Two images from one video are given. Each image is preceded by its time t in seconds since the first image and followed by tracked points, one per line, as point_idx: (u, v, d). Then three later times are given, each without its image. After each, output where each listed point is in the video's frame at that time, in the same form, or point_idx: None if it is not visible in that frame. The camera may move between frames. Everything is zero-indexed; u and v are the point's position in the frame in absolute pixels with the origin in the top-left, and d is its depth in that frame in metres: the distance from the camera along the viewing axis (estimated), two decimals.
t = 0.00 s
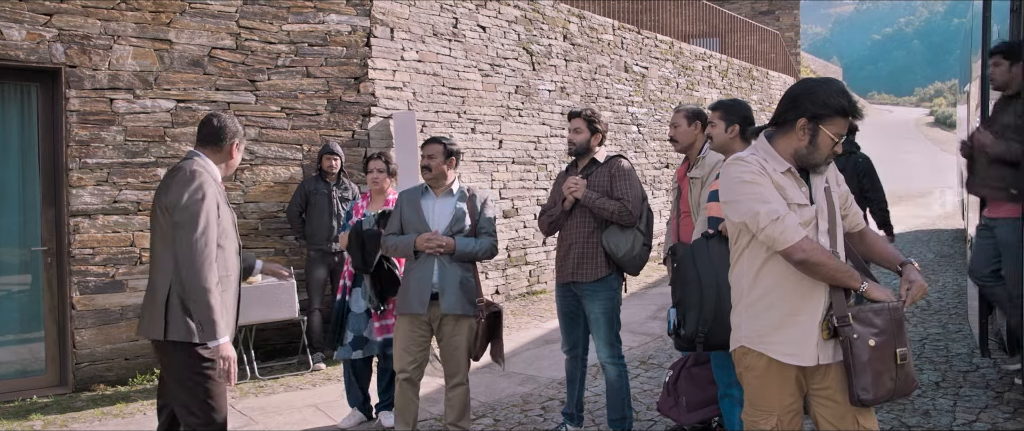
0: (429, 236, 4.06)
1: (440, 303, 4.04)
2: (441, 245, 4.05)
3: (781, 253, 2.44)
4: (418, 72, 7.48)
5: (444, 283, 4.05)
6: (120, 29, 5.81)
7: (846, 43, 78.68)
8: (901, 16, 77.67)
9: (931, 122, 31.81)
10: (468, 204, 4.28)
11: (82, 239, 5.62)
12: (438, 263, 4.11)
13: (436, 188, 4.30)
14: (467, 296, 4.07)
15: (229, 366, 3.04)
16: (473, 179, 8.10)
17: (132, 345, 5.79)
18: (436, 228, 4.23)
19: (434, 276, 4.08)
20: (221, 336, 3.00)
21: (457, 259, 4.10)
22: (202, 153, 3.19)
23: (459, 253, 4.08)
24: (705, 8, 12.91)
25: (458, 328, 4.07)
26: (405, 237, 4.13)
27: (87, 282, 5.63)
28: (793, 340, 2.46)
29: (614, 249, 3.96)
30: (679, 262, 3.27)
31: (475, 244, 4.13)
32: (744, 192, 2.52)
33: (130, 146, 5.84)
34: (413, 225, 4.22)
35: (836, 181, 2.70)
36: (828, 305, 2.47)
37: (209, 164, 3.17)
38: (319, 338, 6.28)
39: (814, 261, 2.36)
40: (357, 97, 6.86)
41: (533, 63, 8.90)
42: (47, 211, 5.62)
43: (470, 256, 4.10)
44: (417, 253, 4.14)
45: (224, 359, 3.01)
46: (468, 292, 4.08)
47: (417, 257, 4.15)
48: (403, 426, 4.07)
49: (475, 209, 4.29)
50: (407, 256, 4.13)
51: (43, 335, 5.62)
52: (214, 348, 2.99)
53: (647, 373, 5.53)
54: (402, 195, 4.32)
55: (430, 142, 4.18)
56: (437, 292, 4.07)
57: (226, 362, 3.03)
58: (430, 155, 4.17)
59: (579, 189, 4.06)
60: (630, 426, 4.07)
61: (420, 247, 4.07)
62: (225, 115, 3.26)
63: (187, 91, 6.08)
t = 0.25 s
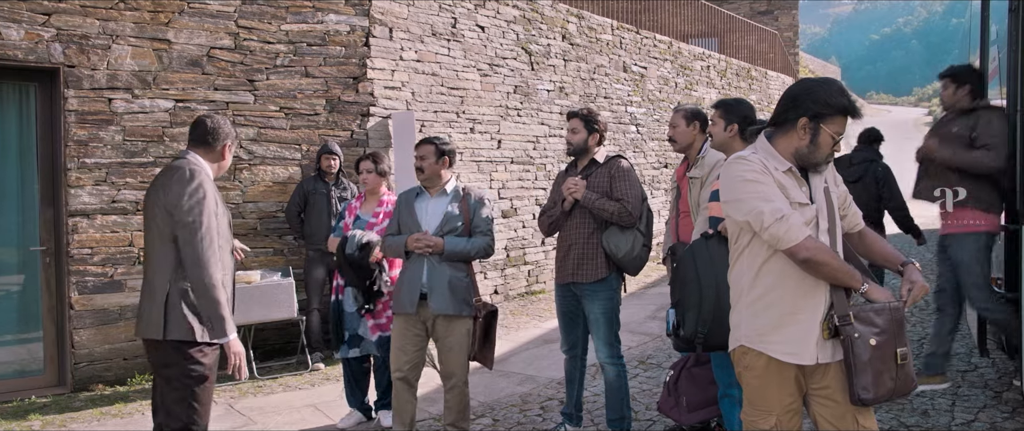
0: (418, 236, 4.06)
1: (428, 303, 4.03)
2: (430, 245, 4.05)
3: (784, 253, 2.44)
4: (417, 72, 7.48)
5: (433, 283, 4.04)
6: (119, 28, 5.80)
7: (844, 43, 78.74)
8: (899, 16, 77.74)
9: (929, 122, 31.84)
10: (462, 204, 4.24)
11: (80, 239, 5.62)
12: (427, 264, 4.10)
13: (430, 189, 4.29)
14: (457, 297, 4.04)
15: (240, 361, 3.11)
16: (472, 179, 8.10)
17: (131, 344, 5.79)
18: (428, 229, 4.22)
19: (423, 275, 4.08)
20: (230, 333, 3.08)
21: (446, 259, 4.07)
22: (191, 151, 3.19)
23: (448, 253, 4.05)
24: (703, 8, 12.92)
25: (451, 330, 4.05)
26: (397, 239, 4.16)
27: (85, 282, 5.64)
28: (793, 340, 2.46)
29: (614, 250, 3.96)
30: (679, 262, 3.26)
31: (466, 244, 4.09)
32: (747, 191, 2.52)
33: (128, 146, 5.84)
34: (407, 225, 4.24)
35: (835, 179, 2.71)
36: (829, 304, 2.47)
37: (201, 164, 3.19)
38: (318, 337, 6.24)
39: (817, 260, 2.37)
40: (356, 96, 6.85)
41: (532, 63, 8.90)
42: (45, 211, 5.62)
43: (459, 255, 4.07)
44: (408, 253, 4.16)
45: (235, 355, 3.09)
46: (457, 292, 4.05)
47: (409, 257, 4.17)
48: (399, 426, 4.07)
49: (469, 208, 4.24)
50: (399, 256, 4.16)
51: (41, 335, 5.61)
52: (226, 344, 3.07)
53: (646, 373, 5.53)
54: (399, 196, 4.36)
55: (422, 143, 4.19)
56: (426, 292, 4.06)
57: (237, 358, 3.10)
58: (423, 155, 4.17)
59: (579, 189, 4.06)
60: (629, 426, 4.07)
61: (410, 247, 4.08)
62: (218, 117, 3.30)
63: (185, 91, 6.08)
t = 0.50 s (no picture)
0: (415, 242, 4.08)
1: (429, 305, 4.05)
2: (425, 252, 4.04)
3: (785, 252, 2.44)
4: (415, 72, 7.48)
5: (433, 288, 4.03)
6: (117, 28, 5.80)
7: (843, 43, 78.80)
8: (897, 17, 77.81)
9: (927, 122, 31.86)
10: (460, 206, 4.16)
11: (79, 239, 5.62)
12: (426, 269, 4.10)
13: (430, 192, 4.26)
14: (457, 299, 4.00)
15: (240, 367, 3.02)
16: (470, 179, 8.10)
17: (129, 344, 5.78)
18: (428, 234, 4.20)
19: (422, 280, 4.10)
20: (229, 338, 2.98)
21: (442, 263, 4.05)
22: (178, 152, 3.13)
23: (443, 258, 4.02)
24: (701, 8, 12.92)
25: (455, 330, 4.03)
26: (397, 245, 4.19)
27: (84, 282, 5.63)
28: (793, 339, 2.47)
29: (612, 251, 3.96)
30: (677, 264, 3.26)
31: (463, 248, 4.04)
32: (749, 190, 2.52)
33: (127, 146, 5.83)
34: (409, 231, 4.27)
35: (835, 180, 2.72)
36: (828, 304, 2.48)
37: (188, 164, 3.12)
38: (316, 337, 6.28)
39: (818, 260, 2.37)
40: (355, 96, 6.85)
41: (531, 63, 8.90)
42: (43, 211, 5.61)
43: (456, 259, 4.03)
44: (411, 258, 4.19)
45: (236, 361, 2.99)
46: (458, 294, 4.01)
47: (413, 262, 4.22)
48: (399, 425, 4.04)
49: (468, 210, 4.15)
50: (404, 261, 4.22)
51: (39, 335, 5.60)
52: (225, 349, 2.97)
53: (645, 373, 5.53)
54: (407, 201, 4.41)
55: (419, 149, 4.20)
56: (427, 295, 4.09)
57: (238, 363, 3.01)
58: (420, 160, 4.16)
59: (577, 190, 4.06)
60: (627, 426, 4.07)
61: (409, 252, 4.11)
62: (207, 114, 3.23)
63: (184, 91, 6.07)
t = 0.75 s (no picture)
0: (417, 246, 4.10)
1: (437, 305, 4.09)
2: (426, 255, 4.05)
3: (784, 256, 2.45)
4: (414, 71, 7.47)
5: (439, 289, 4.07)
6: (116, 28, 5.79)
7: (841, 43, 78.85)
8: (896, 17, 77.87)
9: (926, 122, 31.87)
10: (459, 206, 4.12)
11: (77, 239, 5.61)
12: (432, 270, 4.13)
13: (432, 192, 4.22)
14: (463, 298, 4.02)
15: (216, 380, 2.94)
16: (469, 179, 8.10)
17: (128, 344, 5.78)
18: (432, 236, 4.21)
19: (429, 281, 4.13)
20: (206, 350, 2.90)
21: (444, 265, 4.05)
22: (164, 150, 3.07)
23: (442, 260, 4.01)
24: (700, 8, 12.93)
25: (461, 327, 4.04)
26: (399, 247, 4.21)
27: (83, 282, 5.63)
28: (793, 339, 2.47)
29: (610, 251, 3.96)
30: (678, 265, 3.25)
31: (462, 248, 4.01)
32: (750, 190, 2.52)
33: (125, 146, 5.83)
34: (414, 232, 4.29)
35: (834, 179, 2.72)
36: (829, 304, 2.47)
37: (173, 165, 3.04)
38: (315, 337, 6.28)
39: (817, 265, 2.37)
40: (354, 96, 6.84)
41: (530, 63, 8.90)
42: (42, 211, 5.60)
43: (456, 259, 4.01)
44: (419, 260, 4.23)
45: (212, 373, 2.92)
46: (463, 294, 4.02)
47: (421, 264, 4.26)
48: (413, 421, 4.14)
49: (467, 210, 4.11)
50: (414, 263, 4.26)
51: (38, 335, 5.60)
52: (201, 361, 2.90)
53: (644, 373, 5.53)
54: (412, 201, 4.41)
55: (415, 152, 4.17)
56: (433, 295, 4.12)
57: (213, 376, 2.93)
58: (418, 163, 4.13)
59: (574, 190, 4.06)
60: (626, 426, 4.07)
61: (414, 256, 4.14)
62: (196, 111, 3.15)
63: (183, 91, 6.07)
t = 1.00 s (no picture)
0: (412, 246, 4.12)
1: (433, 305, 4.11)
2: (422, 254, 4.06)
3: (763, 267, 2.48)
4: (414, 71, 7.47)
5: (434, 287, 4.08)
6: (115, 28, 5.79)
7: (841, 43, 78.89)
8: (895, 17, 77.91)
9: (925, 122, 31.88)
10: (454, 206, 4.13)
11: (77, 239, 5.61)
12: (429, 270, 4.13)
13: (428, 192, 4.24)
14: (460, 296, 4.01)
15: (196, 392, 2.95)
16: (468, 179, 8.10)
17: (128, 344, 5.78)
18: (428, 236, 4.21)
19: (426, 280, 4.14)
20: (183, 359, 2.91)
21: (440, 264, 4.05)
22: (151, 149, 3.08)
23: (437, 259, 4.01)
24: (700, 8, 12.93)
25: (456, 326, 4.05)
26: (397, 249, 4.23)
27: (82, 282, 5.62)
28: (794, 339, 2.48)
29: (608, 250, 3.96)
30: (678, 264, 3.25)
31: (456, 247, 4.01)
32: (739, 197, 2.54)
33: (125, 146, 5.82)
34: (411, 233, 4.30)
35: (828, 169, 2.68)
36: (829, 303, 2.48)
37: (160, 165, 3.05)
38: (315, 337, 6.28)
39: (792, 272, 2.38)
40: (353, 96, 6.83)
41: (530, 63, 8.90)
42: (41, 210, 5.60)
43: (451, 258, 4.02)
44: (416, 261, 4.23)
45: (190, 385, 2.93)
46: (459, 292, 4.02)
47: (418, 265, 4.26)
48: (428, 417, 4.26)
49: (462, 209, 4.11)
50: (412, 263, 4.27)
51: (37, 335, 5.60)
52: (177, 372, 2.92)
53: (644, 373, 5.53)
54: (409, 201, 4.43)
55: (410, 152, 4.19)
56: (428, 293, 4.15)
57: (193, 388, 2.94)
58: (412, 163, 4.15)
59: (571, 190, 4.06)
60: (625, 426, 4.07)
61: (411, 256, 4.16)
62: (184, 110, 3.13)
63: (182, 90, 6.07)
